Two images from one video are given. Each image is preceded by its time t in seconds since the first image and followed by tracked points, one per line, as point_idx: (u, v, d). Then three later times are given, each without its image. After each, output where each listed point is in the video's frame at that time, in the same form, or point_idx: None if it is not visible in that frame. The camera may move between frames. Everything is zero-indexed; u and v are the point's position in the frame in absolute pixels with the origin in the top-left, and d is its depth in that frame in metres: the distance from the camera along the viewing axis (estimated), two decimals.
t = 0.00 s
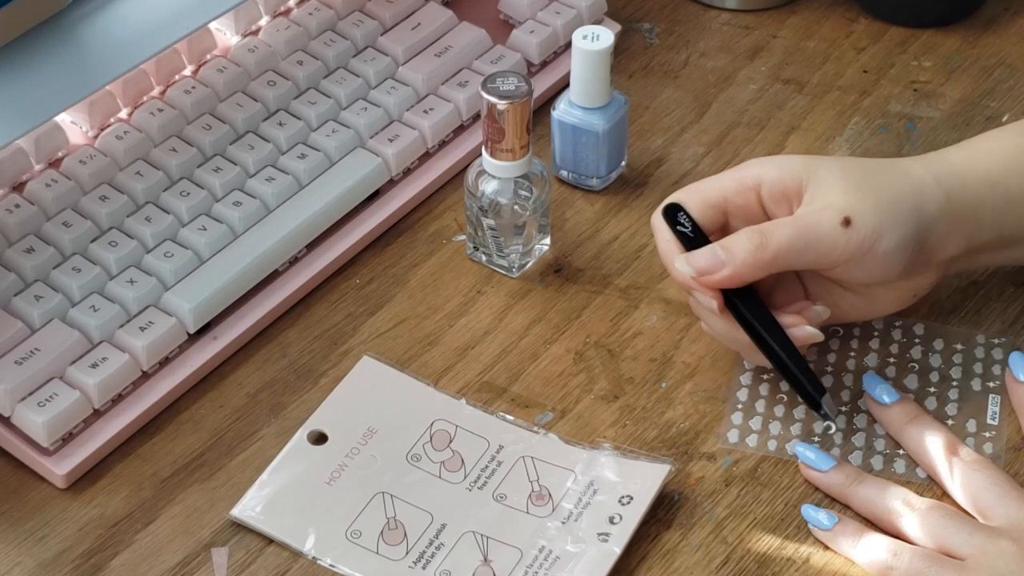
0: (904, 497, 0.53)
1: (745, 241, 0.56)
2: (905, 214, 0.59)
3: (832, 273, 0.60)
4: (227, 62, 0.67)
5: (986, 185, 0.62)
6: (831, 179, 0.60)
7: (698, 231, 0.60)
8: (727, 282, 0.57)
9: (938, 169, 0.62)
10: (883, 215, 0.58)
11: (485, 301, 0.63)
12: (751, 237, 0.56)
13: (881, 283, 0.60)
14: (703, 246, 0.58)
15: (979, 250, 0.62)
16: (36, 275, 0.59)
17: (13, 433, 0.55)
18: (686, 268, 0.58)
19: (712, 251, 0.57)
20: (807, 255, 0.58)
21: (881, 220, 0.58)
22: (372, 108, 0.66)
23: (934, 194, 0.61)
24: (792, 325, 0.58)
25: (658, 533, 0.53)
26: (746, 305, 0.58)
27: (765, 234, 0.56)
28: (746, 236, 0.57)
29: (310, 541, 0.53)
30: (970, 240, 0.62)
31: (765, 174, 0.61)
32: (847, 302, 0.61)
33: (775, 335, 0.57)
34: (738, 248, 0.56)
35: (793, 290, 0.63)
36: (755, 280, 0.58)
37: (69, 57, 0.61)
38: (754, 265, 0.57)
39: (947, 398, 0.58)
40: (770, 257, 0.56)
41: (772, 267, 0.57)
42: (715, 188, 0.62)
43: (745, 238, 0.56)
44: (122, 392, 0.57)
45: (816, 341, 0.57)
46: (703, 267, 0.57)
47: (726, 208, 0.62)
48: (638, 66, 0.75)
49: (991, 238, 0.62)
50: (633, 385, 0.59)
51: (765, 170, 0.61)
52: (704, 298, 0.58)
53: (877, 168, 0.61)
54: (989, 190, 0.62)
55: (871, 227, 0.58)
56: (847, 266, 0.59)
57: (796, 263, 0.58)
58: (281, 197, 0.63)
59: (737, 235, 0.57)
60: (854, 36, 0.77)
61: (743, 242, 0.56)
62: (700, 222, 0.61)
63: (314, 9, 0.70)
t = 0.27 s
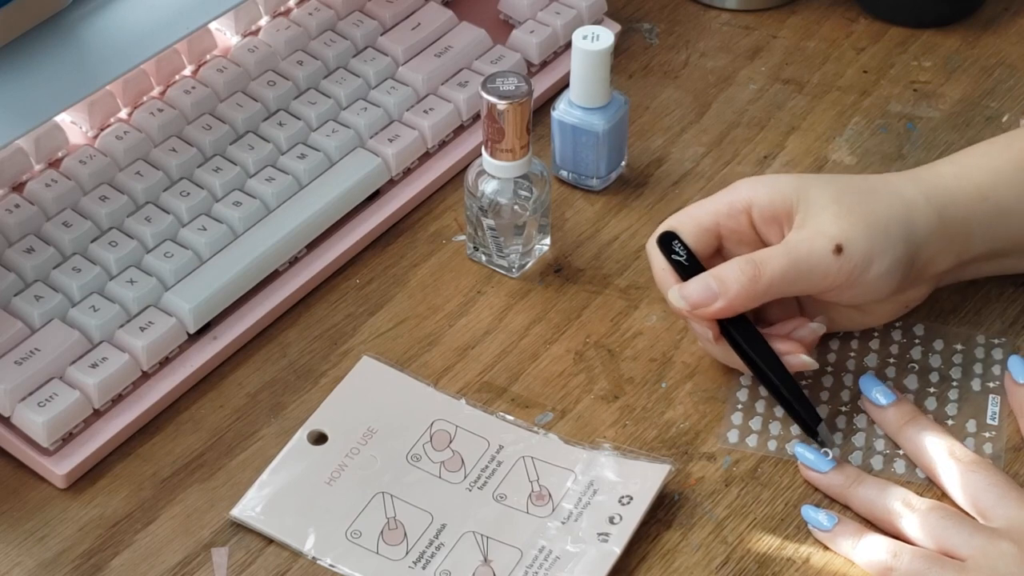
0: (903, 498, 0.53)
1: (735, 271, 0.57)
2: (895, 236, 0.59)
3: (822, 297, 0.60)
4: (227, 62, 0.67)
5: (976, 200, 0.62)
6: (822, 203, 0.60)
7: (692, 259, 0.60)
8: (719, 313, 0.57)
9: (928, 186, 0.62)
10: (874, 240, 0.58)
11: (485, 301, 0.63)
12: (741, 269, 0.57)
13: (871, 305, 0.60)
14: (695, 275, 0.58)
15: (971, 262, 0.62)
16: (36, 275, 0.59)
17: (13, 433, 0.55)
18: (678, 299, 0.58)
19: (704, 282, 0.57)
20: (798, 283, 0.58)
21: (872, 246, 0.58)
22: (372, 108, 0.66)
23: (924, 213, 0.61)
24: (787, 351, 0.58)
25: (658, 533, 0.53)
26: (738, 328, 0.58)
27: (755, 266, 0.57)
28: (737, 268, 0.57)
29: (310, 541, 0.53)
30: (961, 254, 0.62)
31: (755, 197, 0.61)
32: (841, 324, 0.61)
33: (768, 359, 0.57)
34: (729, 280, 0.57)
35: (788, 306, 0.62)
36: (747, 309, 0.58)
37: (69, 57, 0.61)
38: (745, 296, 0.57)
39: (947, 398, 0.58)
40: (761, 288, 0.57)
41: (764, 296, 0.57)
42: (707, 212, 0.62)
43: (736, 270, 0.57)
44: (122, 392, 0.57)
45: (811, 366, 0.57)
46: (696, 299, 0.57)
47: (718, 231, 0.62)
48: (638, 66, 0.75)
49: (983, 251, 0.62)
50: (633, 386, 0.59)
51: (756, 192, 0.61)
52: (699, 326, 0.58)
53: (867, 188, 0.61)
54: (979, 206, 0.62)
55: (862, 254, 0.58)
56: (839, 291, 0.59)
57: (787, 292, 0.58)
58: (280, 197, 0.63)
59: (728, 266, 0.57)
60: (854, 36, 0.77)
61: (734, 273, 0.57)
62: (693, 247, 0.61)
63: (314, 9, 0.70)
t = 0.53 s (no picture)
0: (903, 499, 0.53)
1: (733, 275, 0.57)
2: (894, 241, 0.59)
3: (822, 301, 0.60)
4: (227, 62, 0.67)
5: (977, 206, 0.62)
6: (823, 206, 0.60)
7: (693, 262, 0.60)
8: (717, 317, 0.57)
9: (929, 191, 0.62)
10: (873, 245, 0.58)
11: (485, 301, 0.63)
12: (739, 273, 0.57)
13: (871, 308, 0.60)
14: (693, 278, 0.58)
15: (972, 267, 0.62)
16: (36, 275, 0.59)
17: (13, 433, 0.55)
18: (676, 302, 0.58)
19: (701, 286, 0.57)
20: (796, 286, 0.58)
21: (871, 251, 0.58)
22: (372, 108, 0.66)
23: (925, 219, 0.61)
24: (786, 353, 0.58)
25: (658, 533, 0.53)
26: (738, 332, 0.58)
27: (753, 270, 0.57)
28: (734, 272, 0.57)
29: (310, 541, 0.53)
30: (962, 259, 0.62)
31: (755, 198, 0.61)
32: (840, 326, 0.61)
33: (768, 363, 0.57)
34: (726, 284, 0.57)
35: (788, 306, 0.63)
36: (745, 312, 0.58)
37: (68, 57, 0.61)
38: (743, 300, 0.57)
39: (947, 398, 0.58)
40: (758, 292, 0.57)
41: (762, 300, 0.57)
42: (707, 214, 0.62)
43: (733, 275, 0.57)
44: (122, 392, 0.57)
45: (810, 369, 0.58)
46: (693, 303, 0.57)
47: (718, 232, 0.62)
48: (638, 66, 0.75)
49: (983, 257, 0.62)
50: (633, 386, 0.59)
51: (756, 194, 0.61)
52: (697, 328, 0.58)
53: (869, 192, 0.61)
54: (979, 212, 0.62)
55: (860, 258, 0.58)
56: (837, 295, 0.59)
57: (785, 296, 0.58)
58: (280, 197, 0.63)
59: (726, 269, 0.57)
60: (854, 37, 0.77)
61: (732, 277, 0.57)
62: (694, 248, 0.61)
63: (314, 9, 0.70)
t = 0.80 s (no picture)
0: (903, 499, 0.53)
1: (732, 275, 0.57)
2: (895, 243, 0.59)
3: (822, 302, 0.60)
4: (227, 62, 0.67)
5: (977, 207, 0.62)
6: (823, 207, 0.60)
7: (693, 262, 0.60)
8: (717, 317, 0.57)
9: (929, 192, 0.62)
10: (873, 246, 0.58)
11: (485, 301, 0.63)
12: (739, 273, 0.57)
13: (871, 309, 0.60)
14: (693, 279, 0.58)
15: (973, 268, 0.62)
16: (36, 275, 0.59)
17: (13, 433, 0.55)
18: (676, 302, 0.58)
19: (701, 286, 0.57)
20: (796, 287, 0.58)
21: (871, 252, 0.58)
22: (371, 108, 0.66)
23: (925, 221, 0.61)
24: (785, 354, 0.58)
25: (658, 533, 0.53)
26: (738, 333, 0.58)
27: (753, 270, 0.57)
28: (734, 273, 0.57)
29: (310, 541, 0.53)
30: (962, 261, 0.62)
31: (756, 199, 0.61)
32: (841, 327, 0.61)
33: (768, 364, 0.57)
34: (726, 285, 0.57)
35: (788, 306, 0.63)
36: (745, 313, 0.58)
37: (69, 57, 0.61)
38: (743, 301, 0.57)
39: (947, 398, 0.58)
40: (758, 293, 0.57)
41: (762, 301, 0.57)
42: (707, 214, 0.62)
43: (733, 275, 0.57)
44: (122, 392, 0.57)
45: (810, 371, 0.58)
46: (693, 303, 0.57)
47: (718, 232, 0.62)
48: (638, 66, 0.75)
49: (984, 258, 0.62)
50: (633, 386, 0.59)
51: (756, 194, 0.61)
52: (697, 329, 0.58)
53: (870, 193, 0.61)
54: (979, 214, 0.62)
55: (861, 260, 0.58)
56: (838, 296, 0.59)
57: (784, 296, 0.58)
58: (280, 197, 0.63)
59: (725, 270, 0.57)
60: (854, 36, 0.77)
61: (731, 278, 0.57)
62: (694, 248, 0.61)
63: (314, 9, 0.70)
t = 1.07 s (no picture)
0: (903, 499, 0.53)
1: (733, 275, 0.57)
2: (895, 243, 0.59)
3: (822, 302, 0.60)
4: (227, 62, 0.67)
5: (978, 208, 0.62)
6: (824, 207, 0.60)
7: (694, 262, 0.60)
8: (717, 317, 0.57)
9: (930, 193, 0.62)
10: (873, 246, 0.59)
11: (485, 301, 0.63)
12: (740, 273, 0.57)
13: (871, 310, 0.60)
14: (693, 279, 0.58)
15: (973, 269, 0.62)
16: (36, 275, 0.59)
17: (13, 433, 0.55)
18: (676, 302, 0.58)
19: (702, 285, 0.57)
20: (796, 287, 0.58)
21: (871, 252, 0.58)
22: (372, 108, 0.66)
23: (925, 221, 0.61)
24: (786, 354, 0.58)
25: (658, 533, 0.53)
26: (738, 332, 0.58)
27: (753, 270, 0.57)
28: (734, 273, 0.57)
29: (310, 541, 0.53)
30: (963, 262, 0.62)
31: (757, 199, 0.61)
32: (841, 327, 0.61)
33: (768, 364, 0.57)
34: (726, 285, 0.57)
35: (788, 306, 0.63)
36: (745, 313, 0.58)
37: (69, 57, 0.61)
38: (743, 301, 0.57)
39: (947, 398, 0.58)
40: (759, 293, 0.57)
41: (762, 301, 0.57)
42: (708, 213, 0.62)
43: (733, 275, 0.57)
44: (122, 392, 0.57)
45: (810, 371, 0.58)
46: (693, 303, 0.57)
47: (720, 232, 0.62)
48: (638, 66, 0.75)
49: (984, 259, 0.62)
50: (633, 385, 0.59)
51: (757, 194, 0.61)
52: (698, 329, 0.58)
53: (871, 194, 0.61)
54: (979, 215, 0.62)
55: (861, 260, 0.58)
56: (837, 296, 0.59)
57: (785, 297, 0.58)
58: (280, 197, 0.63)
59: (726, 270, 0.57)
60: (854, 36, 0.77)
61: (731, 278, 0.57)
62: (694, 248, 0.61)
63: (314, 9, 0.70)
